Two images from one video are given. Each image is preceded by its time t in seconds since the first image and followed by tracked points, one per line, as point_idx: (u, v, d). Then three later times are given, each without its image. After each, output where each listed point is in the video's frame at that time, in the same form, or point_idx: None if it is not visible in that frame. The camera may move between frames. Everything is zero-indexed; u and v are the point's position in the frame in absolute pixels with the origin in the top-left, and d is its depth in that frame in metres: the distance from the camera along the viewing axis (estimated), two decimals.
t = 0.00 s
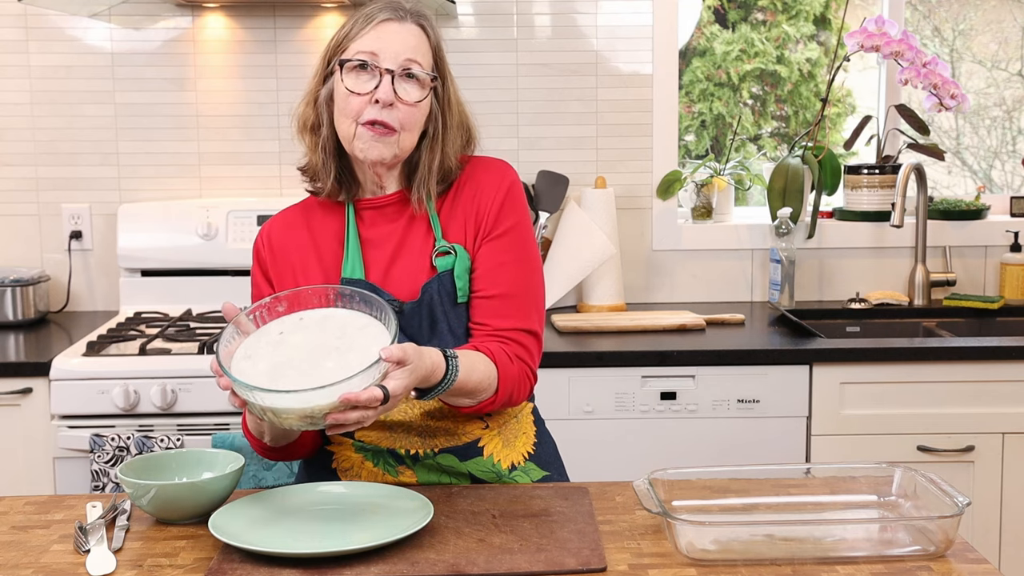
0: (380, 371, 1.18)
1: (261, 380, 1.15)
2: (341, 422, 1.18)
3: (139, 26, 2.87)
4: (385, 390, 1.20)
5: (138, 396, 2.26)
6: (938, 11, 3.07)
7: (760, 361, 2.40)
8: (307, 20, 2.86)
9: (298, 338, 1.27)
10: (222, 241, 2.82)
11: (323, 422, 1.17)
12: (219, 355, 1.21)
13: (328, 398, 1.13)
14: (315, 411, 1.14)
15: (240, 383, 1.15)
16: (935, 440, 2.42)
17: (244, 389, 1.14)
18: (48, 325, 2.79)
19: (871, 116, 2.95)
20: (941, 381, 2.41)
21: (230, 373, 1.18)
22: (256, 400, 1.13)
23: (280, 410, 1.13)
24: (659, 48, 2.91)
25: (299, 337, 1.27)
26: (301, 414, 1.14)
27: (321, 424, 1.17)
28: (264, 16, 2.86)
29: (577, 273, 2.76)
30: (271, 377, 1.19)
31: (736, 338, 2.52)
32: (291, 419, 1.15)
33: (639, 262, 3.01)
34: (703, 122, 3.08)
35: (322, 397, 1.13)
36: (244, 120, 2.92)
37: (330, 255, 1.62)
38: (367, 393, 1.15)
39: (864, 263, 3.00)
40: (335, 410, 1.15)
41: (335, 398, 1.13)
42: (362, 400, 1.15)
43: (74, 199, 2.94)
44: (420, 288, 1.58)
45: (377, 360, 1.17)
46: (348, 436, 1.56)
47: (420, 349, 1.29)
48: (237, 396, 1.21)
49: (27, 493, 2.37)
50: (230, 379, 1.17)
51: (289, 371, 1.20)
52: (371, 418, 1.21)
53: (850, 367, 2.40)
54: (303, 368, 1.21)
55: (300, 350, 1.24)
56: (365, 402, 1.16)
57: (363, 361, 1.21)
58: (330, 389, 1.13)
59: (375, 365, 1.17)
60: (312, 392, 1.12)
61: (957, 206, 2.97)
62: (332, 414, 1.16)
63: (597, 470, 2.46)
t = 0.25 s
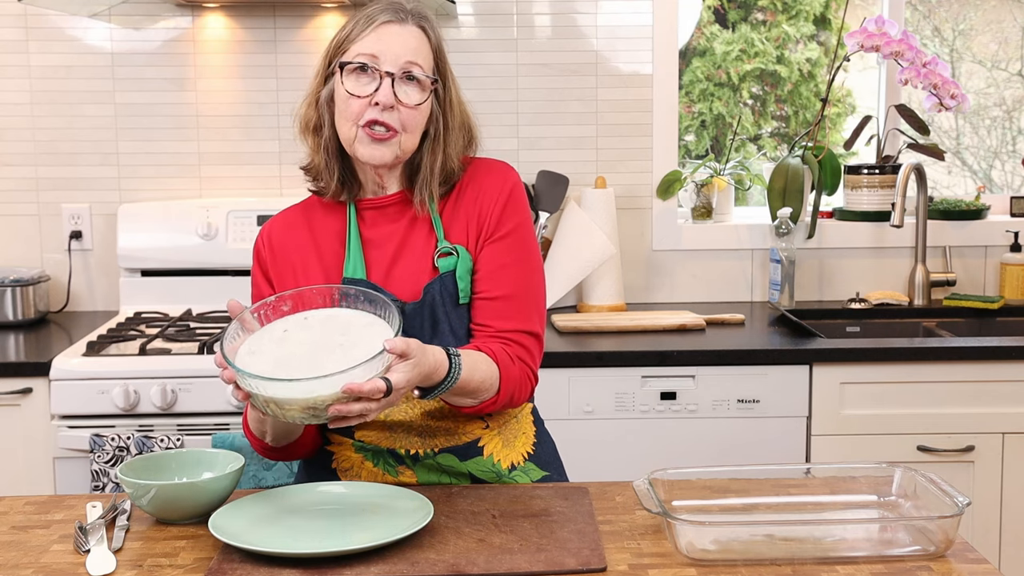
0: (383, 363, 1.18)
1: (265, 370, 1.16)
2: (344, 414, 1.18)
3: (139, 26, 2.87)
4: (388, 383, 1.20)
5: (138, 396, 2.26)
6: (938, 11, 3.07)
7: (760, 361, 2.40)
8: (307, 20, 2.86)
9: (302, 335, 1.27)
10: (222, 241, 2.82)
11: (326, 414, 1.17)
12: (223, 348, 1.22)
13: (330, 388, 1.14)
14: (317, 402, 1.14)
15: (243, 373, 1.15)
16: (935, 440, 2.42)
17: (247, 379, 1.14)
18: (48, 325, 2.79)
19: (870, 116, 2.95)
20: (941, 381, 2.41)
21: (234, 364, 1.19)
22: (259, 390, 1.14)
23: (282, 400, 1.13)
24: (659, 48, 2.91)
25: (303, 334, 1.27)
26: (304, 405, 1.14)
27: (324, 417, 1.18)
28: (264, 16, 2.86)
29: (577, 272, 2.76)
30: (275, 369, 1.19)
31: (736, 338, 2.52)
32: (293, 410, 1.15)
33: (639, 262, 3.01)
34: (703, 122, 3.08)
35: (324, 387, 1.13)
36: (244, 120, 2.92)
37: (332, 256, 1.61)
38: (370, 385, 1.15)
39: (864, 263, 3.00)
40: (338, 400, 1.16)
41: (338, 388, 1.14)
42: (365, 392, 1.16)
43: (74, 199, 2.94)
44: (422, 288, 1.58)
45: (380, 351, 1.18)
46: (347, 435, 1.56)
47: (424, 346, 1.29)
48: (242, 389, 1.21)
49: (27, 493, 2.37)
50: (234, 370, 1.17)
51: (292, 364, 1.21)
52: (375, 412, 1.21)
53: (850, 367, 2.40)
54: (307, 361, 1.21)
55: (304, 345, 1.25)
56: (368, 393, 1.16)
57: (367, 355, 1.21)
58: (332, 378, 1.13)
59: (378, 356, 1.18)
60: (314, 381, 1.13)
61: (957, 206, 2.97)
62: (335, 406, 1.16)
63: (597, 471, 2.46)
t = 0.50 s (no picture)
0: (389, 366, 1.19)
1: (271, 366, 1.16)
2: (347, 415, 1.18)
3: (139, 26, 2.87)
4: (392, 386, 1.21)
5: (138, 396, 2.26)
6: (938, 11, 3.07)
7: (760, 361, 2.40)
8: (307, 20, 2.86)
9: (308, 333, 1.27)
10: (222, 242, 2.82)
11: (328, 414, 1.18)
12: (229, 342, 1.22)
13: (334, 388, 1.14)
14: (320, 401, 1.15)
15: (249, 368, 1.16)
16: (935, 440, 2.42)
17: (252, 373, 1.15)
18: (48, 325, 2.79)
19: (870, 116, 2.95)
20: (941, 381, 2.41)
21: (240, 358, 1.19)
22: (264, 385, 1.15)
23: (286, 396, 1.14)
24: (659, 48, 2.91)
25: (308, 333, 1.27)
26: (307, 404, 1.15)
27: (327, 416, 1.18)
28: (264, 16, 2.86)
29: (577, 272, 2.76)
30: (280, 364, 1.20)
31: (736, 338, 2.52)
32: (297, 408, 1.16)
33: (639, 262, 3.01)
34: (703, 122, 3.08)
35: (328, 387, 1.14)
36: (244, 120, 2.92)
37: (331, 254, 1.62)
38: (374, 386, 1.16)
39: (864, 263, 3.00)
40: (341, 400, 1.16)
41: (343, 387, 1.15)
42: (369, 393, 1.16)
43: (74, 199, 2.94)
44: (421, 287, 1.58)
45: (386, 354, 1.18)
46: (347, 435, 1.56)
47: (430, 351, 1.29)
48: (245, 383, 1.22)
49: (27, 493, 2.37)
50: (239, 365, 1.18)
51: (297, 360, 1.21)
52: (377, 414, 1.21)
53: (850, 367, 2.40)
54: (312, 358, 1.22)
55: (308, 342, 1.25)
56: (372, 395, 1.16)
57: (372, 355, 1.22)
58: (338, 378, 1.14)
59: (384, 359, 1.18)
60: (321, 379, 1.14)
61: (957, 206, 2.97)
62: (338, 406, 1.17)
63: (597, 470, 2.46)
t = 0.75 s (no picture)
0: (399, 367, 1.19)
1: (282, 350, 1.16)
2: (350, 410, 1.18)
3: (139, 26, 2.87)
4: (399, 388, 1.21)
5: (138, 396, 2.26)
6: (938, 11, 3.07)
7: (760, 361, 2.40)
8: (307, 20, 2.87)
9: (323, 327, 1.27)
10: (222, 242, 2.82)
11: (332, 406, 1.18)
12: (247, 324, 1.22)
13: (344, 380, 1.15)
14: (326, 391, 1.15)
15: (260, 348, 1.16)
16: (935, 440, 2.42)
17: (263, 352, 1.15)
18: (48, 325, 2.79)
19: (870, 116, 2.95)
20: (941, 381, 2.41)
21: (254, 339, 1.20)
22: (274, 367, 1.15)
23: (293, 381, 1.14)
24: (659, 48, 2.91)
25: (323, 327, 1.27)
26: (313, 392, 1.15)
27: (330, 408, 1.18)
28: (264, 16, 2.86)
29: (577, 272, 2.76)
30: (292, 351, 1.20)
31: (736, 338, 2.52)
32: (302, 396, 1.16)
33: (639, 262, 3.01)
34: (703, 122, 3.08)
35: (339, 378, 1.14)
36: (244, 120, 2.92)
37: (334, 253, 1.62)
38: (384, 385, 1.16)
39: (865, 263, 3.00)
40: (347, 394, 1.16)
41: (350, 380, 1.15)
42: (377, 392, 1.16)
43: (74, 199, 2.94)
44: (423, 287, 1.58)
45: (399, 355, 1.19)
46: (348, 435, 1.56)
47: (441, 362, 1.30)
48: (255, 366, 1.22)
49: (27, 493, 2.37)
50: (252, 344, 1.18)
51: (310, 349, 1.21)
52: (380, 414, 1.21)
53: (850, 367, 2.40)
54: (322, 349, 1.22)
55: (321, 336, 1.25)
56: (378, 395, 1.17)
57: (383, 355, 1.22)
58: (347, 370, 1.14)
59: (396, 359, 1.19)
60: (331, 368, 1.14)
61: (957, 206, 2.97)
62: (343, 399, 1.16)
63: (597, 470, 2.46)
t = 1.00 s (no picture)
0: (395, 358, 1.19)
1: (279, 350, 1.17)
2: (350, 404, 1.18)
3: (139, 26, 2.87)
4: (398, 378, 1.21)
5: (138, 396, 2.26)
6: (938, 11, 3.07)
7: (760, 361, 2.40)
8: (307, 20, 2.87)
9: (319, 327, 1.27)
10: (222, 241, 2.82)
11: (332, 401, 1.17)
12: (240, 329, 1.23)
13: (342, 372, 1.15)
14: (325, 386, 1.15)
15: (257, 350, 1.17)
16: (935, 440, 2.42)
17: (260, 354, 1.16)
18: (48, 325, 2.79)
19: (871, 116, 2.95)
20: (941, 381, 2.41)
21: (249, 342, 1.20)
22: (272, 367, 1.15)
23: (292, 378, 1.14)
24: (659, 48, 2.91)
25: (320, 327, 1.27)
26: (311, 388, 1.15)
27: (330, 404, 1.18)
28: (264, 16, 2.86)
29: (577, 272, 2.76)
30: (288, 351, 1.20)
31: (736, 337, 2.52)
32: (301, 393, 1.16)
33: (639, 262, 3.01)
34: (703, 122, 3.08)
35: (336, 371, 1.14)
36: (244, 120, 2.92)
37: (333, 256, 1.62)
38: (381, 375, 1.16)
39: (865, 263, 3.00)
40: (346, 388, 1.16)
41: (348, 373, 1.15)
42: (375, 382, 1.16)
43: (74, 199, 2.94)
44: (422, 288, 1.58)
45: (394, 346, 1.19)
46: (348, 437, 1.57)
47: (436, 352, 1.30)
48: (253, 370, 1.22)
49: (27, 493, 2.37)
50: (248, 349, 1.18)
51: (306, 347, 1.22)
52: (381, 407, 1.21)
53: (850, 367, 2.40)
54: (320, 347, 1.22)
55: (317, 334, 1.25)
56: (378, 384, 1.16)
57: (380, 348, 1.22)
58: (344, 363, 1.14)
59: (392, 350, 1.19)
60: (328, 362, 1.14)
61: (957, 206, 2.97)
62: (343, 394, 1.16)
63: (597, 470, 2.46)
